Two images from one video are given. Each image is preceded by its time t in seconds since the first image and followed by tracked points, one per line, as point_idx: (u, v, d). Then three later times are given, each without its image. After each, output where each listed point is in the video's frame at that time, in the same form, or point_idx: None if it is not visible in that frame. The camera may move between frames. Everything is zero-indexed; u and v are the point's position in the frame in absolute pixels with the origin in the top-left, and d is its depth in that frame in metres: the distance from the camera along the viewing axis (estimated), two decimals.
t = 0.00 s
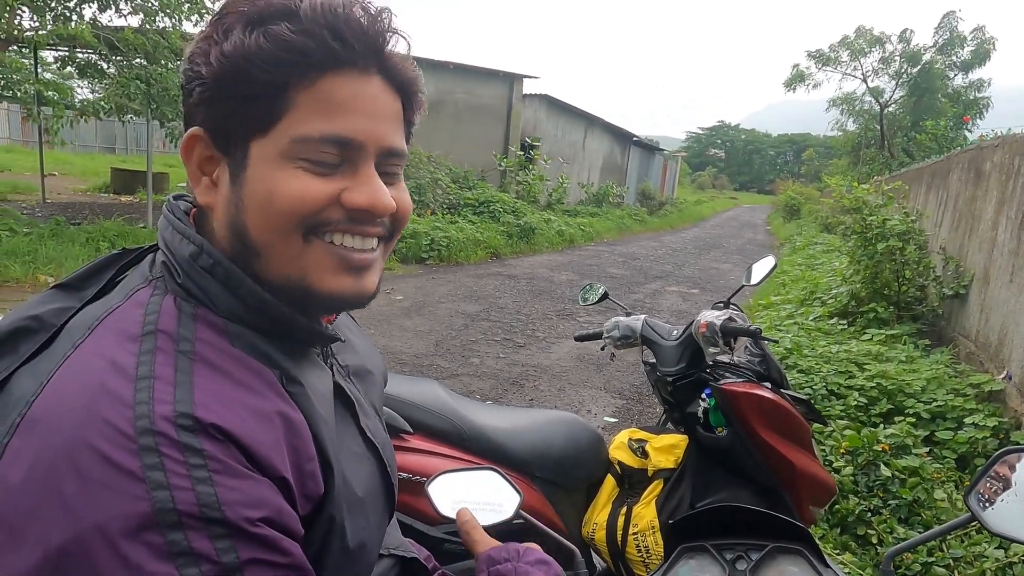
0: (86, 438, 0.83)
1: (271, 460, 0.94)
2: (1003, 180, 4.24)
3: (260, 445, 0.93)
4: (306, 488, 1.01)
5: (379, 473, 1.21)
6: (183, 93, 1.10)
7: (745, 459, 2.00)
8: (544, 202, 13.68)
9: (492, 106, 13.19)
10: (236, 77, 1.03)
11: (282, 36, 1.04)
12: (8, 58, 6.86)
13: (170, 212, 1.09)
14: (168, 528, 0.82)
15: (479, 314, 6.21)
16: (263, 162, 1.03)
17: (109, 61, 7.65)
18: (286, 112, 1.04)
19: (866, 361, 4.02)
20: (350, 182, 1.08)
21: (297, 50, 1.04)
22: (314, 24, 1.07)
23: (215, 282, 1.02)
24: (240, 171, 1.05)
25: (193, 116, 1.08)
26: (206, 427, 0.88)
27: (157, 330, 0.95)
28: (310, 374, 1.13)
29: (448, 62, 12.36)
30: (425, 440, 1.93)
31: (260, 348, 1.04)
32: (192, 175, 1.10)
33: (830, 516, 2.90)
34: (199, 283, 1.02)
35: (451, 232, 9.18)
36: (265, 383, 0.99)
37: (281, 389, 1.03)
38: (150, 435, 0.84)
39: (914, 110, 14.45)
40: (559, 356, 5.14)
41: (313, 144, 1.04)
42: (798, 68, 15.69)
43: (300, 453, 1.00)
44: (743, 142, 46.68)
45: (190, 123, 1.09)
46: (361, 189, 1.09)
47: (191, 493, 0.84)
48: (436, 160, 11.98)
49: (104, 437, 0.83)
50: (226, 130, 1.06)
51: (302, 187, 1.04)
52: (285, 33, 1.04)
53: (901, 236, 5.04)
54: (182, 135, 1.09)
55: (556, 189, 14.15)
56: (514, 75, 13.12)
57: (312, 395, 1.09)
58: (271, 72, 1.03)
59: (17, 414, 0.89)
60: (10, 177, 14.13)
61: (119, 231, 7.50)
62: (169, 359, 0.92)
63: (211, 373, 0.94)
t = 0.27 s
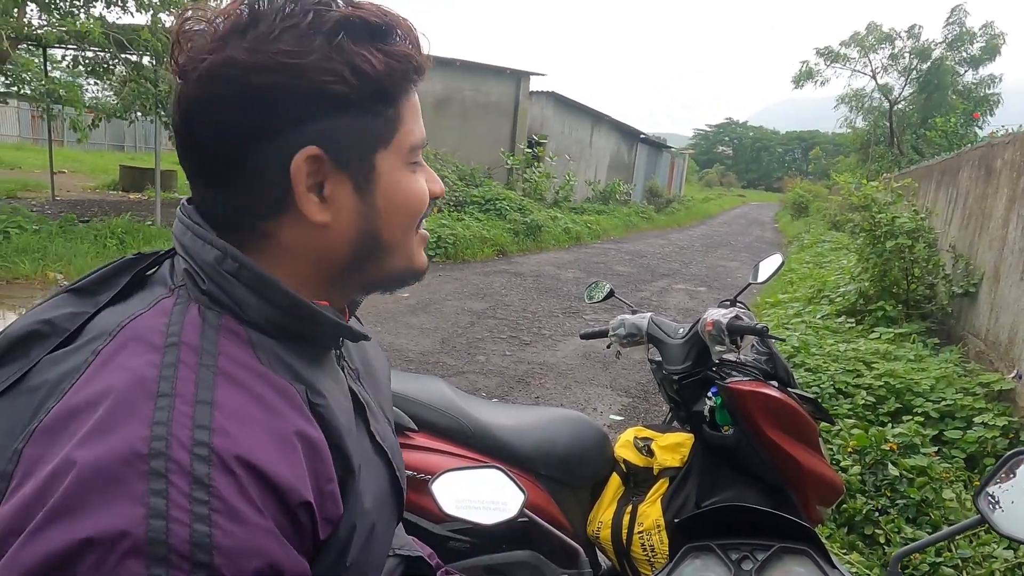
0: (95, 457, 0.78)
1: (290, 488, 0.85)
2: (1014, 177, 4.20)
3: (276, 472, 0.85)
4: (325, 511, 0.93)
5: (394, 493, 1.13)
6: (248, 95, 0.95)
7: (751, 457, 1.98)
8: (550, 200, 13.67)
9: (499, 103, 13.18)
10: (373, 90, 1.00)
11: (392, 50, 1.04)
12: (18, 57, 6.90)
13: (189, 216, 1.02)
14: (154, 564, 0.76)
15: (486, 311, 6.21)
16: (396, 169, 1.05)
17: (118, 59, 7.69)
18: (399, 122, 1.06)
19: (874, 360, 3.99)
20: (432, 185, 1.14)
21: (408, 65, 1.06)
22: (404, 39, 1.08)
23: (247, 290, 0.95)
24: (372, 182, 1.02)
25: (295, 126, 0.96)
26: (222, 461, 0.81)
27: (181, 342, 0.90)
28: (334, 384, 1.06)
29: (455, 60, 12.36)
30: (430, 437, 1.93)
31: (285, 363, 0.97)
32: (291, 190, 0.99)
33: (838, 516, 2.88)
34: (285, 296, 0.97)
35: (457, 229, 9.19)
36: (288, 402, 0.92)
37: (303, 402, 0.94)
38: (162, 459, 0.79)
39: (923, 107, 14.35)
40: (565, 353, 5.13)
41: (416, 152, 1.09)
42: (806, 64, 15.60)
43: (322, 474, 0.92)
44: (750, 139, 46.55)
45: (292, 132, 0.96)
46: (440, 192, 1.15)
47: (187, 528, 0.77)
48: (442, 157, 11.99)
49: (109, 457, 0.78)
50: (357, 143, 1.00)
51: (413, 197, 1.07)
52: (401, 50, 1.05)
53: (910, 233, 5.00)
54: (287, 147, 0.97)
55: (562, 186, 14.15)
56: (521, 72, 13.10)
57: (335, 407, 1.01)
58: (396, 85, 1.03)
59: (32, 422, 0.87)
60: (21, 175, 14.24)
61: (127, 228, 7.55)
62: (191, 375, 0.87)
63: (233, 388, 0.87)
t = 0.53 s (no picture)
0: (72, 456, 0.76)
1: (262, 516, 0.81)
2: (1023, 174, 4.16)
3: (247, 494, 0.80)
4: (308, 534, 0.87)
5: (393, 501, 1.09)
6: (298, 104, 0.92)
7: (755, 456, 1.98)
8: (556, 198, 13.65)
9: (504, 101, 13.16)
10: (417, 100, 1.00)
11: (430, 57, 1.03)
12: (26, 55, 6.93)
13: (199, 218, 1.00)
14: None
15: (491, 309, 6.21)
16: (427, 175, 1.04)
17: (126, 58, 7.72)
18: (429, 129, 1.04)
19: (881, 359, 3.97)
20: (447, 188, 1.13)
21: (440, 70, 1.05)
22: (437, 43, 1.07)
23: (255, 297, 0.93)
24: (411, 191, 1.01)
25: (347, 136, 0.94)
26: (191, 475, 0.77)
27: (170, 347, 0.87)
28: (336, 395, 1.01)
29: (460, 58, 12.34)
30: (433, 435, 1.93)
31: (287, 373, 0.94)
32: (335, 205, 0.97)
33: (843, 515, 2.87)
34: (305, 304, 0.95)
35: (463, 227, 9.19)
36: (274, 416, 0.87)
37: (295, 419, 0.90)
38: (128, 469, 0.75)
39: (931, 104, 14.26)
40: (570, 351, 5.13)
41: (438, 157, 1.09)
42: (813, 62, 15.52)
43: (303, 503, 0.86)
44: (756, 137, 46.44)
45: (345, 145, 0.94)
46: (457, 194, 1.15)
47: (145, 542, 0.73)
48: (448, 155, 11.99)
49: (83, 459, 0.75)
50: (404, 155, 0.99)
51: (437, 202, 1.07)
52: (436, 58, 1.04)
53: (918, 232, 4.97)
54: (339, 161, 0.95)
55: (568, 184, 14.14)
56: (526, 70, 13.08)
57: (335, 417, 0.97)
58: (433, 93, 1.03)
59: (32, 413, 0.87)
60: (30, 173, 14.32)
61: (134, 226, 7.58)
62: (174, 387, 0.83)
63: (221, 403, 0.84)
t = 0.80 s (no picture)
0: (95, 448, 0.77)
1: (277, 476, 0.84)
2: None
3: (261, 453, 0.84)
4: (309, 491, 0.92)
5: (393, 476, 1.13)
6: (305, 107, 0.92)
7: (762, 455, 1.97)
8: (562, 196, 13.64)
9: (511, 99, 13.15)
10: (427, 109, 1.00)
11: (440, 64, 1.03)
12: (35, 54, 6.96)
13: (187, 211, 1.01)
14: (195, 519, 0.77)
15: (497, 307, 6.21)
16: (432, 182, 1.05)
17: (134, 57, 7.75)
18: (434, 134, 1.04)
19: (889, 358, 3.95)
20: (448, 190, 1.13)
21: (449, 77, 1.04)
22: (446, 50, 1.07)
23: (248, 289, 0.96)
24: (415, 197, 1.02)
25: (353, 140, 0.94)
26: (209, 430, 0.81)
27: (166, 338, 0.87)
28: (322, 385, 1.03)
29: (467, 56, 12.33)
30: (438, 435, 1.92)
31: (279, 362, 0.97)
32: (337, 208, 0.97)
33: (850, 515, 2.86)
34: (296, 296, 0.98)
35: (469, 226, 9.19)
36: (272, 390, 0.91)
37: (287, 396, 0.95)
38: (152, 431, 0.78)
39: (940, 102, 14.16)
40: (576, 350, 5.12)
41: (444, 162, 1.09)
42: (821, 59, 15.44)
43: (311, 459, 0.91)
44: (764, 136, 46.24)
45: (350, 151, 0.94)
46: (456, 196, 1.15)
47: (207, 479, 0.78)
48: (454, 153, 11.99)
49: (111, 443, 0.77)
50: (410, 161, 0.99)
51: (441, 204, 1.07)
52: (446, 64, 1.05)
53: (926, 230, 4.94)
54: (345, 166, 0.95)
55: (574, 182, 14.12)
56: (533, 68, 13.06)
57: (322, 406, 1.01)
58: (440, 101, 1.03)
59: (31, 423, 0.85)
60: (38, 171, 14.38)
61: (142, 224, 7.60)
62: (180, 363, 0.86)
63: (221, 388, 0.86)
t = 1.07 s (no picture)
0: (92, 437, 0.78)
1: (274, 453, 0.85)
2: None
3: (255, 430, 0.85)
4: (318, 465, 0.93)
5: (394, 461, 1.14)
6: (275, 96, 0.91)
7: (769, 454, 1.96)
8: (568, 194, 13.63)
9: (517, 98, 13.14)
10: (402, 99, 0.99)
11: (416, 54, 1.02)
12: (44, 55, 6.99)
13: (183, 208, 1.02)
14: (200, 493, 0.79)
15: (503, 306, 6.21)
16: (414, 173, 1.04)
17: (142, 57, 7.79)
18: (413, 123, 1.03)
19: (897, 357, 3.93)
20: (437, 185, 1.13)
21: (427, 67, 1.03)
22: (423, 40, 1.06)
23: (240, 279, 0.96)
24: (393, 188, 1.02)
25: (324, 130, 0.94)
26: (206, 410, 0.82)
27: (163, 329, 0.88)
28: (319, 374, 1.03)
29: (473, 54, 12.31)
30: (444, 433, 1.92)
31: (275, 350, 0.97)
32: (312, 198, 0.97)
33: (857, 514, 2.85)
34: (283, 284, 0.99)
35: (475, 224, 9.19)
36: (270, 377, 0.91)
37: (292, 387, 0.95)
38: (150, 412, 0.79)
39: (949, 99, 14.08)
40: (582, 349, 5.12)
41: (428, 153, 1.08)
42: (829, 56, 15.37)
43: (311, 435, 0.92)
44: (771, 134, 46.06)
45: (321, 140, 0.94)
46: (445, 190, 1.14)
47: (210, 453, 0.80)
48: (460, 152, 11.99)
49: (111, 430, 0.78)
50: (385, 151, 0.99)
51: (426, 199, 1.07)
52: (423, 54, 1.03)
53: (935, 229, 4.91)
54: (319, 157, 0.95)
55: (580, 181, 14.10)
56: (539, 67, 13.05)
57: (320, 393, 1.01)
58: (417, 92, 1.01)
59: (32, 419, 0.86)
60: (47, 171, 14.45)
61: (150, 223, 7.63)
62: (177, 349, 0.87)
63: (216, 377, 0.86)
